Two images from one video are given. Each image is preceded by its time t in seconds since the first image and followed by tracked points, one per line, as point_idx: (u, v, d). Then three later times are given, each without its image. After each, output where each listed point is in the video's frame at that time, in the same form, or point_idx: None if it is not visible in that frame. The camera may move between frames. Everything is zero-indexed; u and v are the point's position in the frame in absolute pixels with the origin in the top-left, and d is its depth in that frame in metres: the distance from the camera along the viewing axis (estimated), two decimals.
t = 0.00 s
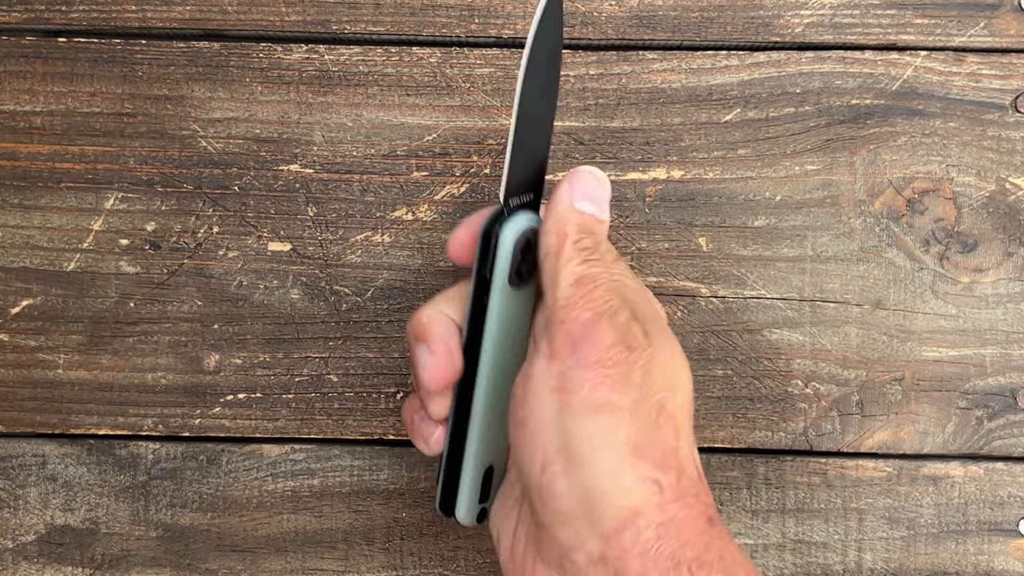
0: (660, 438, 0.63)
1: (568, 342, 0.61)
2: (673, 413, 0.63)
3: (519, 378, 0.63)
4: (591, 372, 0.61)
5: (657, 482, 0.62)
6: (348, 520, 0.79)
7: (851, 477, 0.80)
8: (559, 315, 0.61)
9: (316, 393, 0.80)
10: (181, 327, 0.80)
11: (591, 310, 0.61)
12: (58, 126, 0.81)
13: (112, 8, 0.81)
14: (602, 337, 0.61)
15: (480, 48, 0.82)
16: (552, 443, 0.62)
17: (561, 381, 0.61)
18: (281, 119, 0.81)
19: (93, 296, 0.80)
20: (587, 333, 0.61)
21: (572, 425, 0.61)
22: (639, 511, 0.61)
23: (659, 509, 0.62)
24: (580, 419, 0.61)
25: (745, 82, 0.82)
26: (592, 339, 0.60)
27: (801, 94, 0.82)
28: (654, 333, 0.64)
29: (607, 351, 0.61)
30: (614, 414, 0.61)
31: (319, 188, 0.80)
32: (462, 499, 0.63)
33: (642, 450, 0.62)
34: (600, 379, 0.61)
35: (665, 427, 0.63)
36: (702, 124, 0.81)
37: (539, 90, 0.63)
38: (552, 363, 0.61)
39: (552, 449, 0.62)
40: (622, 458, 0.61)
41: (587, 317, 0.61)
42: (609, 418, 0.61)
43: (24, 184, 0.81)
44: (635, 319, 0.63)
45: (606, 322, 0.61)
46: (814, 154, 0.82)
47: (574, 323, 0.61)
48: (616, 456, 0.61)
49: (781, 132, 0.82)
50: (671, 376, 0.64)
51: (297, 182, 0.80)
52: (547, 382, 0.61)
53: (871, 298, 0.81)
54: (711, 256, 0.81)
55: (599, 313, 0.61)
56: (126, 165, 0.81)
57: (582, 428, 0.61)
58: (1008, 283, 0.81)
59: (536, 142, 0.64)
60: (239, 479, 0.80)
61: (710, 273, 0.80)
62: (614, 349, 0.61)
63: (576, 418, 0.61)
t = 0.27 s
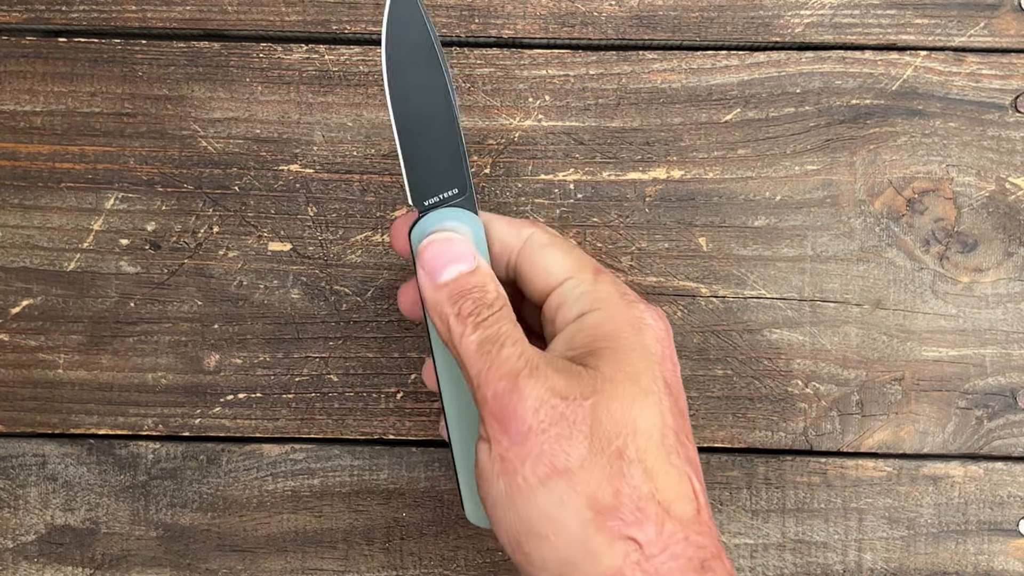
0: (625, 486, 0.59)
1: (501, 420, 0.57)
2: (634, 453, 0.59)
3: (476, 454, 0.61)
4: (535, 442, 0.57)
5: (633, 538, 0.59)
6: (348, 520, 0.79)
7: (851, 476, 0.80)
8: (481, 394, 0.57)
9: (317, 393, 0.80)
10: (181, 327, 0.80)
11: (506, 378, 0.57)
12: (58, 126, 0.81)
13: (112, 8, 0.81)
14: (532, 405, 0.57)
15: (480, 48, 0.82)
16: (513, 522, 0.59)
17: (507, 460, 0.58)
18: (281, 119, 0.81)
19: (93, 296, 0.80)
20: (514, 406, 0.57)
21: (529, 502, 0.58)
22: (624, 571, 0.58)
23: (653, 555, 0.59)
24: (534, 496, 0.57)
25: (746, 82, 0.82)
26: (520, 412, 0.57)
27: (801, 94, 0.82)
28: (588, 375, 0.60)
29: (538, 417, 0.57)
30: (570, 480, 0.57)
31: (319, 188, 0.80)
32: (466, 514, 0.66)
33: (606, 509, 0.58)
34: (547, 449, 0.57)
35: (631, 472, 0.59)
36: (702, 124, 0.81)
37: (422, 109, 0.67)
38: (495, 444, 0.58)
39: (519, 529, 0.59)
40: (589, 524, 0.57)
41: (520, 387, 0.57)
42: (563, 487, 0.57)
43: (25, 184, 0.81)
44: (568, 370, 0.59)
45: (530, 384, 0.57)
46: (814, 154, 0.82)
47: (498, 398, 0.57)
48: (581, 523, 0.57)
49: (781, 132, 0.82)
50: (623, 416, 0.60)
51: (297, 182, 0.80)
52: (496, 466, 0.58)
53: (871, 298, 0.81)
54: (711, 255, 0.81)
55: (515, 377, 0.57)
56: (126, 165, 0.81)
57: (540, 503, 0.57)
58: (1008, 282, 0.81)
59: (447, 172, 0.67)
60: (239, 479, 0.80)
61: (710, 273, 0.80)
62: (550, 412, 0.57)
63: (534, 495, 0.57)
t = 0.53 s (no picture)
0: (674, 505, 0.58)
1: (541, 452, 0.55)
2: (679, 469, 0.59)
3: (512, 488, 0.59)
4: (583, 469, 0.55)
5: (689, 555, 0.58)
6: (348, 520, 0.79)
7: (850, 476, 0.80)
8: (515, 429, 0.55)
9: (316, 393, 0.80)
10: (181, 327, 0.80)
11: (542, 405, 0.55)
12: (59, 126, 0.81)
13: (112, 8, 0.82)
14: (572, 431, 0.55)
15: (480, 48, 0.82)
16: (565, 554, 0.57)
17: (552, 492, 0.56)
18: (281, 119, 0.81)
19: (93, 296, 0.80)
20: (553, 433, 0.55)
21: (583, 532, 0.56)
22: None
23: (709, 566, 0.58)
24: (586, 525, 0.56)
25: (746, 82, 0.82)
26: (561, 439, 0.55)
27: (801, 94, 0.82)
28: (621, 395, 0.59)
29: (580, 443, 0.55)
30: (620, 504, 0.56)
31: (319, 188, 0.80)
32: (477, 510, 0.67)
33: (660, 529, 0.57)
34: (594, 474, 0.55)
35: (677, 488, 0.58)
36: (702, 124, 0.81)
37: (393, 123, 0.63)
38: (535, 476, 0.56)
39: (570, 561, 0.57)
40: (644, 548, 0.56)
41: (561, 412, 0.55)
42: (616, 512, 0.56)
43: (25, 184, 0.81)
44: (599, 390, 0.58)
45: (565, 408, 0.55)
46: (814, 154, 0.82)
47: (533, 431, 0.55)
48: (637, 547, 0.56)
49: (781, 132, 0.82)
50: (663, 431, 0.59)
51: (297, 182, 0.80)
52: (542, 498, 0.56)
53: (871, 298, 0.81)
54: (711, 255, 0.81)
55: (548, 403, 0.55)
56: (126, 165, 0.81)
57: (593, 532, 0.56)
58: (1008, 282, 0.81)
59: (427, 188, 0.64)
60: (239, 479, 0.80)
61: (710, 273, 0.80)
62: (592, 435, 0.56)
63: (583, 525, 0.56)
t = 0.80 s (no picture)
0: (730, 487, 0.60)
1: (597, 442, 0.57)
2: (734, 450, 0.60)
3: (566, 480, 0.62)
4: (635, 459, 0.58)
5: (751, 537, 0.61)
6: (348, 520, 0.79)
7: (850, 477, 0.80)
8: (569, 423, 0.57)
9: (316, 393, 0.80)
10: (181, 327, 0.80)
11: (588, 398, 0.57)
12: (58, 126, 0.81)
13: (111, 8, 0.82)
14: (625, 422, 0.57)
15: (480, 49, 0.82)
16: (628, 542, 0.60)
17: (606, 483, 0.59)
18: (281, 119, 0.81)
19: (93, 296, 0.80)
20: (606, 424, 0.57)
21: (644, 524, 0.59)
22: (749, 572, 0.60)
23: (773, 546, 0.62)
24: (644, 512, 0.59)
25: (745, 82, 0.82)
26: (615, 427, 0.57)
27: (801, 94, 0.82)
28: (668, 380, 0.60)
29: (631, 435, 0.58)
30: (677, 489, 0.58)
31: (318, 188, 0.80)
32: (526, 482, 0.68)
33: (718, 512, 0.60)
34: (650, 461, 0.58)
35: (733, 471, 0.60)
36: (702, 124, 0.81)
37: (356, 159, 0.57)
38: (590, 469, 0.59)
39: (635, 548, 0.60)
40: (704, 530, 0.59)
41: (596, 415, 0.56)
42: (676, 502, 0.59)
43: (24, 184, 0.81)
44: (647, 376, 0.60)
45: (613, 400, 0.57)
46: (814, 154, 0.82)
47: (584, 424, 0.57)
48: (699, 530, 0.59)
49: (781, 132, 0.82)
50: (713, 413, 0.60)
51: (297, 182, 0.80)
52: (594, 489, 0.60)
53: (871, 298, 0.81)
54: (711, 255, 0.81)
55: (595, 395, 0.57)
56: (125, 165, 0.81)
57: (655, 521, 0.59)
58: (1008, 283, 0.81)
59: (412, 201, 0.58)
60: (239, 479, 0.80)
61: (710, 273, 0.80)
62: (643, 425, 0.58)
63: (640, 509, 0.59)
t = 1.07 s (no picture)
0: (681, 491, 0.61)
1: (541, 457, 0.59)
2: (683, 454, 0.61)
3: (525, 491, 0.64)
4: (579, 468, 0.59)
5: (704, 541, 0.61)
6: (348, 520, 0.79)
7: (851, 476, 0.80)
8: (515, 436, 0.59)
9: (316, 393, 0.80)
10: (181, 327, 0.80)
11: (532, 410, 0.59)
12: (58, 126, 0.81)
13: (111, 7, 0.81)
14: (563, 433, 0.59)
15: (480, 48, 0.82)
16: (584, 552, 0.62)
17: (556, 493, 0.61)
18: (281, 119, 0.81)
19: (93, 296, 0.80)
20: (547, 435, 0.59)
21: (592, 531, 0.60)
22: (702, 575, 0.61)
23: (731, 547, 0.62)
24: (597, 521, 0.60)
25: (746, 81, 0.82)
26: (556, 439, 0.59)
27: (801, 94, 0.82)
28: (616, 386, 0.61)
29: (573, 444, 0.59)
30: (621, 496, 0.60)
31: (319, 188, 0.80)
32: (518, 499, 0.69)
33: (669, 518, 0.61)
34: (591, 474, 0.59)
35: (683, 474, 0.61)
36: (703, 124, 0.81)
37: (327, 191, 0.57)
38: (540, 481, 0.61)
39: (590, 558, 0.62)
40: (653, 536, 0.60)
41: (550, 418, 0.59)
42: (620, 509, 0.60)
43: (24, 184, 0.81)
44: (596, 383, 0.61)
45: (557, 409, 0.59)
46: (815, 153, 0.82)
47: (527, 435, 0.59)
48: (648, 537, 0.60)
49: (781, 132, 0.82)
50: (662, 418, 0.61)
51: (297, 182, 0.80)
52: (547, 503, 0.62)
53: (872, 298, 0.81)
54: (711, 255, 0.80)
55: (541, 406, 0.59)
56: (126, 165, 0.81)
57: (604, 530, 0.60)
58: (1009, 282, 0.81)
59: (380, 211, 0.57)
60: (239, 479, 0.80)
61: (711, 272, 0.80)
62: (585, 434, 0.59)
63: (592, 520, 0.60)
